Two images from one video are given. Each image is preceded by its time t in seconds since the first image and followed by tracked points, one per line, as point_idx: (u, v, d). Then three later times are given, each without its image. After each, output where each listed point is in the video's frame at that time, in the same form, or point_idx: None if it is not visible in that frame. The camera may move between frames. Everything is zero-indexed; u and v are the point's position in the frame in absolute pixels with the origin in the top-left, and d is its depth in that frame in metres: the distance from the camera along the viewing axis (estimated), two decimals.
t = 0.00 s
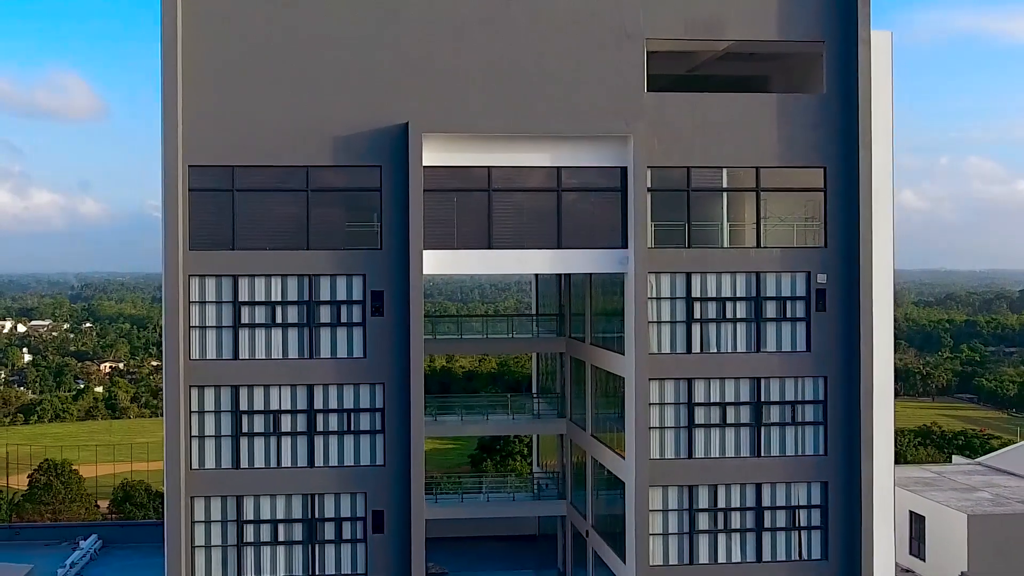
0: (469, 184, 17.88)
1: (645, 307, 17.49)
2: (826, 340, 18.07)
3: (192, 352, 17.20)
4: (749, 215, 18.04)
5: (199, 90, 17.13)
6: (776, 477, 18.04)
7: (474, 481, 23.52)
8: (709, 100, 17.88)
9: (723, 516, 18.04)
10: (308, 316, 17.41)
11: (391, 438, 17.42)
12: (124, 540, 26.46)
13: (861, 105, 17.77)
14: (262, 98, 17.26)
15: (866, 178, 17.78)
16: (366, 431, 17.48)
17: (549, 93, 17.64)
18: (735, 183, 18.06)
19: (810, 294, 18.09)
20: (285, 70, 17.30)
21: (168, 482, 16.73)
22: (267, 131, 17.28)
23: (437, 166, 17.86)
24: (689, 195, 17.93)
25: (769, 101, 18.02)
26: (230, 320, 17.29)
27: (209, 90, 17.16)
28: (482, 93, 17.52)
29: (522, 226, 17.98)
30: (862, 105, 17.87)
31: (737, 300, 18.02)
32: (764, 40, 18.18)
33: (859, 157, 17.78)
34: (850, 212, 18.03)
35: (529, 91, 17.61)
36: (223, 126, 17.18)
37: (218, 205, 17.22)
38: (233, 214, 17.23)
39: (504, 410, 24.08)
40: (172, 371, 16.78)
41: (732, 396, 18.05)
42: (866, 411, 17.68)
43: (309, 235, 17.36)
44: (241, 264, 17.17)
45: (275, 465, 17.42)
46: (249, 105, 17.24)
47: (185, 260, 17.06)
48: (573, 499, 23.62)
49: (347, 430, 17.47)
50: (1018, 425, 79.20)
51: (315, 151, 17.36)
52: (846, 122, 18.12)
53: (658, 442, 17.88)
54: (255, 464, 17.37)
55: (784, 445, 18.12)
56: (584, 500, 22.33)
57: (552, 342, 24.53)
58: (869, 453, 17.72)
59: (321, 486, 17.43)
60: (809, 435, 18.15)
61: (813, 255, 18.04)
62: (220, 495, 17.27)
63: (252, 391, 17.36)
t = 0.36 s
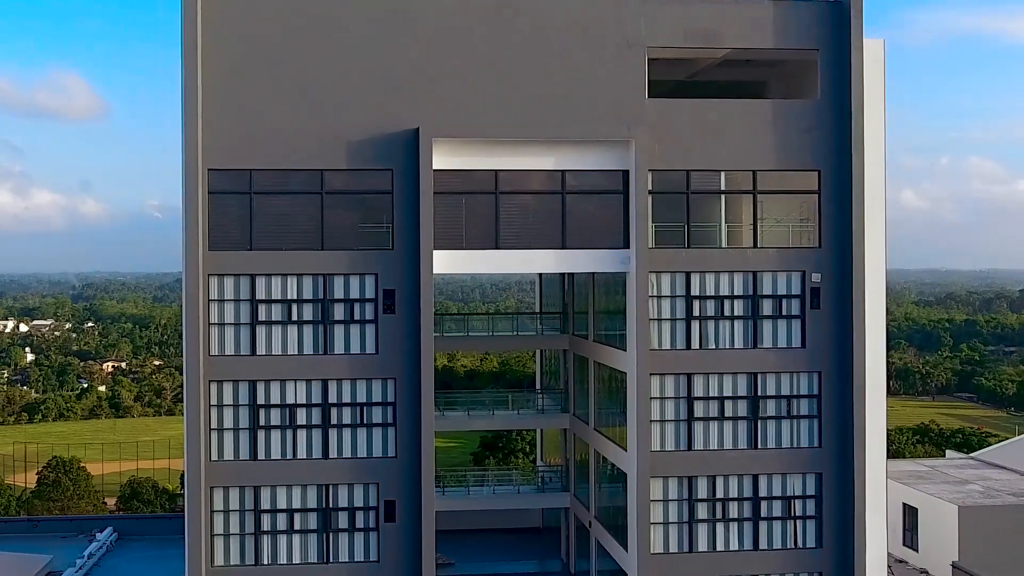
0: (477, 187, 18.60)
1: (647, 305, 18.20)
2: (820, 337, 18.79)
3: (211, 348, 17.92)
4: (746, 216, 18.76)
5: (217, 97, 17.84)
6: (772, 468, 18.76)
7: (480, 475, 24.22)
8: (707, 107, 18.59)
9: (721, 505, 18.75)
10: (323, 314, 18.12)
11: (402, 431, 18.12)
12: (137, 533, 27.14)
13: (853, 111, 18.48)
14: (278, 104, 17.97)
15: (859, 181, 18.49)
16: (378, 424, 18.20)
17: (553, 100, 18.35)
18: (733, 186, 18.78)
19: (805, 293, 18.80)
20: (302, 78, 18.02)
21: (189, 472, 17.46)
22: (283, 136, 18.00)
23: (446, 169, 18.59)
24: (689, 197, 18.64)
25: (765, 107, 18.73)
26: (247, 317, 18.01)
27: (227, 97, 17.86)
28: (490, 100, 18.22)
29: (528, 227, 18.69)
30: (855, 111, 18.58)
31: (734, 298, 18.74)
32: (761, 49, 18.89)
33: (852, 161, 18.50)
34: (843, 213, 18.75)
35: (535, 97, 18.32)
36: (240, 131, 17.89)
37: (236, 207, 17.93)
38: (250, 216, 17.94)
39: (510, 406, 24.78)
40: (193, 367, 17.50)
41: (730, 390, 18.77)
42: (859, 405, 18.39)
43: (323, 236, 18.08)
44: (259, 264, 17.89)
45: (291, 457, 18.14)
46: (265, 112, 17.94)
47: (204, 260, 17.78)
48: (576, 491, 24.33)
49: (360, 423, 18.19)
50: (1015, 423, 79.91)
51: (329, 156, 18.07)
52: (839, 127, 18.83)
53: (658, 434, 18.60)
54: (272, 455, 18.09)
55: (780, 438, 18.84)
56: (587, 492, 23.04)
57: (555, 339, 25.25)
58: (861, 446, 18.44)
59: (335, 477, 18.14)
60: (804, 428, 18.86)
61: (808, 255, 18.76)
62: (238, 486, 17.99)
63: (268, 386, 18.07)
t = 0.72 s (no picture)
0: (484, 190, 19.25)
1: (648, 304, 18.85)
2: (816, 334, 19.44)
3: (228, 345, 18.58)
4: (744, 218, 19.42)
5: (234, 103, 18.49)
6: (770, 461, 19.41)
7: (485, 469, 24.88)
8: (707, 112, 19.23)
9: (720, 497, 19.41)
10: (336, 312, 18.78)
11: (412, 425, 18.78)
12: (149, 526, 27.78)
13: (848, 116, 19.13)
14: (292, 110, 18.63)
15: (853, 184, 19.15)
16: (389, 418, 18.85)
17: (558, 105, 19.01)
18: (731, 189, 19.43)
19: (801, 292, 19.46)
20: (315, 84, 18.67)
21: (207, 465, 18.14)
22: (298, 141, 18.65)
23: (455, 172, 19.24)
24: (689, 199, 19.30)
25: (763, 112, 19.37)
26: (263, 315, 18.66)
27: (243, 103, 18.51)
28: (496, 105, 18.87)
29: (533, 229, 19.36)
30: (849, 116, 19.21)
31: (733, 297, 19.40)
32: (759, 56, 19.51)
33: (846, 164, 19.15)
34: (838, 215, 19.39)
35: (540, 103, 18.98)
36: (256, 136, 18.54)
37: (252, 209, 18.58)
38: (266, 217, 18.60)
39: (514, 402, 25.44)
40: (211, 363, 18.16)
41: (728, 386, 19.43)
42: (853, 401, 19.05)
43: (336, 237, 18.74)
44: (274, 264, 18.54)
45: (305, 450, 18.80)
46: (280, 117, 18.60)
47: (221, 260, 18.43)
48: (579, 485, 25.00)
49: (371, 417, 18.84)
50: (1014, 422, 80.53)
51: (341, 159, 18.71)
52: (834, 131, 19.48)
53: (659, 428, 19.25)
54: (287, 449, 18.75)
55: (777, 432, 19.50)
56: (590, 486, 23.71)
57: (559, 336, 25.91)
58: (855, 439, 19.11)
59: (347, 469, 18.80)
60: (800, 422, 19.52)
61: (804, 255, 19.41)
62: (254, 478, 18.65)
63: (283, 382, 18.73)
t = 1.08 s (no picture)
0: (493, 194, 20.03)
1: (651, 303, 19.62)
2: (813, 332, 20.19)
3: (248, 343, 19.35)
4: (743, 221, 20.18)
5: (253, 110, 19.27)
6: (768, 455, 20.17)
7: (491, 464, 25.47)
8: (707, 119, 19.98)
9: (720, 490, 20.16)
10: (351, 311, 19.55)
11: (424, 420, 19.55)
12: (165, 520, 28.55)
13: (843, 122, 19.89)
14: (309, 118, 19.40)
15: (848, 188, 19.91)
16: (402, 413, 19.62)
17: (564, 113, 19.78)
18: (731, 192, 20.19)
19: (798, 291, 20.21)
20: (331, 92, 19.45)
21: (228, 457, 18.92)
22: (315, 147, 19.42)
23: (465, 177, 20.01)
24: (690, 203, 20.06)
25: (761, 119, 20.12)
26: (281, 314, 19.43)
27: (263, 111, 19.30)
28: (505, 113, 19.64)
29: (540, 231, 20.13)
30: (845, 123, 19.97)
31: (732, 296, 20.16)
32: (758, 65, 20.27)
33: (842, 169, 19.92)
34: (834, 218, 20.14)
35: (546, 110, 19.74)
36: (274, 143, 19.32)
37: (270, 213, 19.35)
38: (284, 220, 19.37)
39: (521, 399, 26.16)
40: (232, 360, 18.95)
41: (728, 382, 20.19)
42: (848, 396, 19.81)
43: (351, 239, 19.52)
44: (292, 265, 19.32)
45: (321, 444, 19.58)
46: (297, 124, 19.37)
47: (242, 261, 19.21)
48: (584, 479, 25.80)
49: (385, 412, 19.61)
50: (1013, 422, 81.15)
51: (356, 165, 19.48)
52: (830, 137, 20.23)
53: (662, 423, 20.01)
54: (304, 443, 19.53)
55: (775, 426, 20.25)
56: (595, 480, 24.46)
57: (563, 335, 26.70)
58: (850, 433, 19.87)
59: (362, 462, 19.58)
60: (797, 417, 20.27)
61: (801, 257, 20.17)
62: (273, 470, 19.42)
63: (300, 378, 19.50)
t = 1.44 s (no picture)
0: (501, 197, 20.81)
1: (653, 302, 20.39)
2: (809, 330, 20.97)
3: (265, 341, 20.13)
4: (742, 223, 20.95)
5: (271, 117, 20.06)
6: (765, 448, 20.95)
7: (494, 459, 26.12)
8: (707, 125, 20.75)
9: (719, 482, 20.94)
10: (364, 310, 20.32)
11: (434, 415, 20.33)
12: (179, 513, 29.35)
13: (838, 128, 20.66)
14: (324, 124, 20.18)
15: (843, 191, 20.69)
16: (413, 408, 20.40)
17: (569, 119, 20.55)
18: (730, 196, 20.96)
19: (795, 291, 20.98)
20: (345, 100, 20.24)
21: (247, 450, 19.71)
22: (330, 152, 20.20)
23: (474, 180, 20.79)
24: (690, 205, 20.82)
25: (759, 125, 20.89)
26: (297, 313, 20.20)
27: (280, 117, 20.08)
28: (512, 119, 20.41)
29: (546, 233, 20.91)
30: (839, 129, 20.74)
31: (731, 296, 20.93)
32: (756, 73, 21.04)
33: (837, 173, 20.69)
34: (829, 220, 20.91)
35: (552, 117, 20.52)
36: (291, 148, 20.09)
37: (287, 215, 20.12)
38: (300, 223, 20.14)
39: (527, 396, 26.87)
40: (250, 357, 19.74)
41: (727, 378, 20.96)
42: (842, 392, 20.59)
43: (365, 240, 20.29)
44: (308, 266, 20.10)
45: (336, 438, 20.36)
46: (313, 130, 20.15)
47: (259, 262, 19.98)
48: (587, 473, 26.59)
49: (397, 407, 20.39)
50: (1011, 420, 81.91)
51: (369, 169, 20.25)
52: (825, 142, 21.00)
53: (663, 418, 20.78)
54: (319, 436, 20.31)
55: (772, 421, 21.03)
56: (598, 473, 25.23)
57: (567, 334, 27.50)
58: (845, 428, 20.64)
59: (375, 455, 20.36)
60: (793, 412, 21.05)
61: (797, 258, 20.94)
62: (289, 463, 20.20)
63: (315, 374, 20.28)
